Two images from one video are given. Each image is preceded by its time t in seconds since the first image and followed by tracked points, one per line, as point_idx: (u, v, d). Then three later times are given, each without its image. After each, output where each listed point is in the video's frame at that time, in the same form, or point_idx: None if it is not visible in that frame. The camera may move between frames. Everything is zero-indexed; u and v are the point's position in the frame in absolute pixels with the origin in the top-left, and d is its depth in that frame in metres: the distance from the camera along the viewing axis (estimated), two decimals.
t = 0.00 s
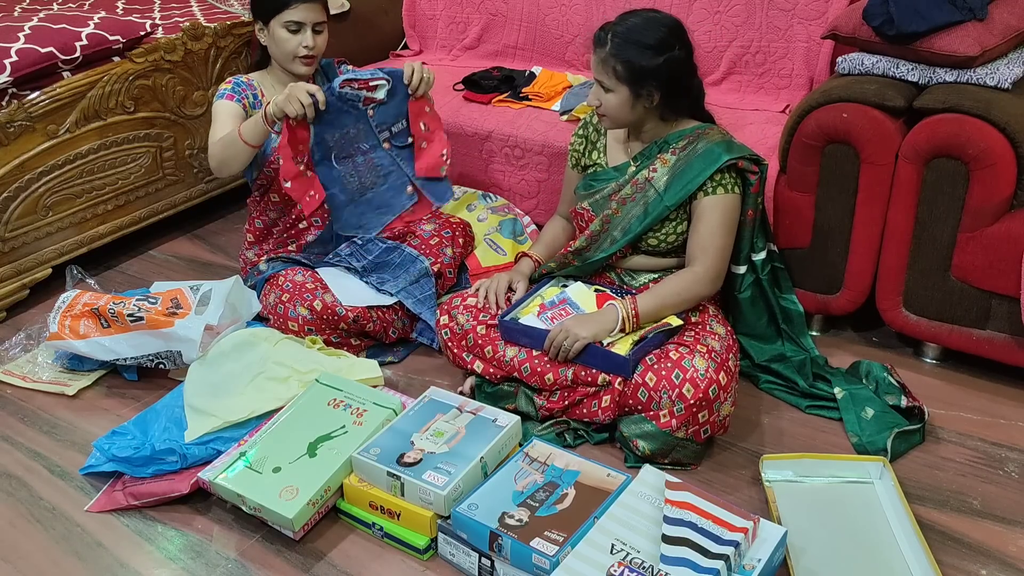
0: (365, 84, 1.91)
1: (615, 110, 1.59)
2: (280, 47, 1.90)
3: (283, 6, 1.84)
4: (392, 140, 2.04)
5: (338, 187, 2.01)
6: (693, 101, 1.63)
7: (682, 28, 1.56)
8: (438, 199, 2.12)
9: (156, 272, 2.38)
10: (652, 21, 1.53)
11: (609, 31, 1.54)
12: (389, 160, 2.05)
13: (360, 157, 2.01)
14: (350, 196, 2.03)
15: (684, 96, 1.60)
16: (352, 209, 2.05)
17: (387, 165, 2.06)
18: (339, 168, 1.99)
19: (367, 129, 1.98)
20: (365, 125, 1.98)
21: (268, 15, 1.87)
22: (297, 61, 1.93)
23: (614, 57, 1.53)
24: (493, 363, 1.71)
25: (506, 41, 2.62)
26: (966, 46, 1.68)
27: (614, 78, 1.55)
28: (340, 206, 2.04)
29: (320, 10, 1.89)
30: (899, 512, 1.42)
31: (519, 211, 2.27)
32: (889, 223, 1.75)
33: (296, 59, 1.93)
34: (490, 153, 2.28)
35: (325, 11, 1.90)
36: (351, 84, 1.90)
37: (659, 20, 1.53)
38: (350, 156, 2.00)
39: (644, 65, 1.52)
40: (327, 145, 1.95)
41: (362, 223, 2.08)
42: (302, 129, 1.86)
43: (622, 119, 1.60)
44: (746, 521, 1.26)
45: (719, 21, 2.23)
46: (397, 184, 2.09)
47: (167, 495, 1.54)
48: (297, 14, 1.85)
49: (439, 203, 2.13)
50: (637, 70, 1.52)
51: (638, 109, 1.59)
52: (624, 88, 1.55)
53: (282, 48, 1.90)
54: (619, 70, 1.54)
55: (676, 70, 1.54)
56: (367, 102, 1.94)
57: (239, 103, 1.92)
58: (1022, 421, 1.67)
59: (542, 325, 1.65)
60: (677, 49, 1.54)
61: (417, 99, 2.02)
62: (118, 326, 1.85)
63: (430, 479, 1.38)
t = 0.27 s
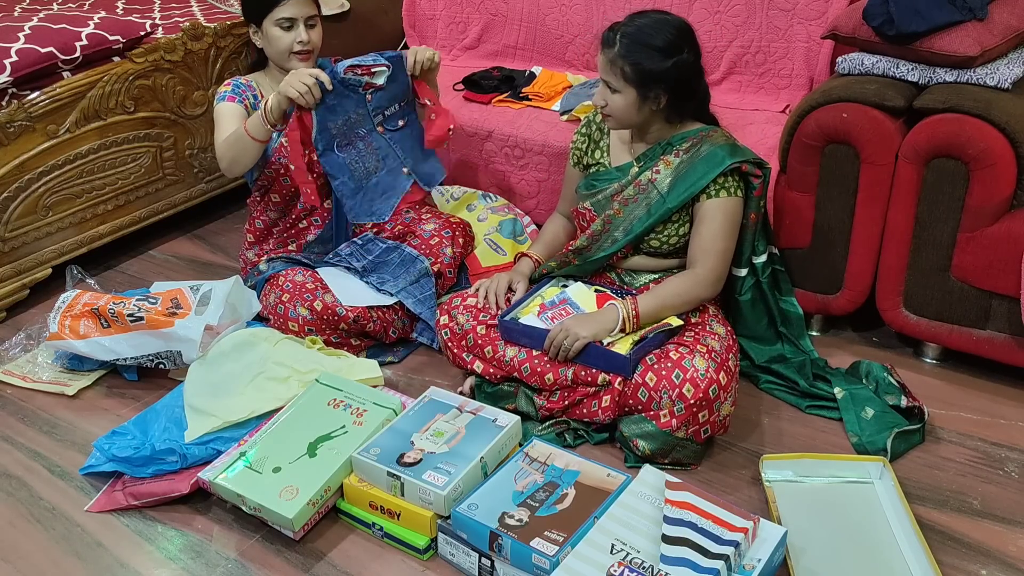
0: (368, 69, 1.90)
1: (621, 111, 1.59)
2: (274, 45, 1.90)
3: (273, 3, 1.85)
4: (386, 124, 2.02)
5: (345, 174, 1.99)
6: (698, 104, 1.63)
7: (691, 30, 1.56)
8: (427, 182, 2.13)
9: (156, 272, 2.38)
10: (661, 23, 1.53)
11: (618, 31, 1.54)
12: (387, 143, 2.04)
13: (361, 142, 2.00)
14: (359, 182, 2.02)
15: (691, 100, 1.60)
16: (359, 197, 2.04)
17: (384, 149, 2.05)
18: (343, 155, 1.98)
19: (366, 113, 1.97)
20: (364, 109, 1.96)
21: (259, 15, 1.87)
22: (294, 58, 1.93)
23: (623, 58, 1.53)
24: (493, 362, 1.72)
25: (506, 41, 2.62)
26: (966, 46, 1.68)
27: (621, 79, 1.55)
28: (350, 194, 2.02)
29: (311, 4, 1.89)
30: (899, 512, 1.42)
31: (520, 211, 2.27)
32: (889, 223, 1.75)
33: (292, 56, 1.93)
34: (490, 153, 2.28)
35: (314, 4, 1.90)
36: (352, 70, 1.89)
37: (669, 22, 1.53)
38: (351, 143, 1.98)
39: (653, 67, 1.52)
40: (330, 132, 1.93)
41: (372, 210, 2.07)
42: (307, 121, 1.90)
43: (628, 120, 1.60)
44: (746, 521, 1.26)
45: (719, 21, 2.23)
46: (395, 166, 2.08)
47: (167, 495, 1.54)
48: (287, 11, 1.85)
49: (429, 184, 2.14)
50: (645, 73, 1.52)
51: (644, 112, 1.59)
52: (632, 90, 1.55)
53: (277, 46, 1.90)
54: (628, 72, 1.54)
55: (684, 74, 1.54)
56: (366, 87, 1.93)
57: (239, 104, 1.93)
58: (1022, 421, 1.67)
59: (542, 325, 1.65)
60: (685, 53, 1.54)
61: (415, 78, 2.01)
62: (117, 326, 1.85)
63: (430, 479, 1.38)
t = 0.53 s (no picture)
0: (365, 69, 1.85)
1: (624, 112, 1.59)
2: (280, 46, 1.90)
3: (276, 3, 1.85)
4: (371, 127, 1.95)
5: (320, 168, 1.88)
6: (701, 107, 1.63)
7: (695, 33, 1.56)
8: (382, 190, 2.08)
9: (157, 272, 2.39)
10: (667, 25, 1.53)
11: (623, 32, 1.54)
12: (367, 145, 1.96)
13: (343, 140, 1.91)
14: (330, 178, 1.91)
15: (693, 103, 1.61)
16: (325, 192, 1.91)
17: (363, 150, 1.96)
18: (325, 150, 1.87)
19: (354, 113, 1.89)
20: (354, 109, 1.89)
21: (262, 17, 1.88)
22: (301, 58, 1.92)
23: (627, 60, 1.53)
24: (493, 362, 1.72)
25: (507, 42, 2.62)
26: (966, 46, 1.68)
27: (625, 81, 1.55)
28: (318, 188, 1.90)
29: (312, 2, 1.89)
30: (899, 512, 1.42)
31: (520, 211, 2.27)
32: (889, 223, 1.75)
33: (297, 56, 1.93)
34: (490, 154, 2.28)
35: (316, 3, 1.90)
36: (351, 66, 1.82)
37: (673, 24, 1.53)
38: (334, 138, 1.88)
39: (658, 70, 1.52)
40: (318, 124, 1.83)
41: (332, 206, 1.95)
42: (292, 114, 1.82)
43: (631, 122, 1.61)
44: (746, 521, 1.26)
45: (719, 21, 2.23)
46: (364, 166, 1.99)
47: (167, 495, 1.54)
48: (290, 10, 1.86)
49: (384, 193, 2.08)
50: (649, 75, 1.53)
51: (647, 113, 1.59)
52: (635, 92, 1.56)
53: (282, 46, 1.90)
54: (632, 74, 1.54)
55: (688, 77, 1.55)
56: (361, 86, 1.87)
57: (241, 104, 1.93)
58: (1022, 421, 1.67)
59: (542, 325, 1.65)
60: (690, 56, 1.54)
61: (411, 84, 2.00)
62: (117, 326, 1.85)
63: (430, 479, 1.39)
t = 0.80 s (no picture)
0: (345, 63, 1.89)
1: (626, 112, 1.59)
2: (272, 43, 1.92)
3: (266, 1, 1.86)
4: (359, 126, 1.98)
5: (305, 163, 1.92)
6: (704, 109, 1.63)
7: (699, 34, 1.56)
8: (387, 196, 2.06)
9: (157, 272, 2.39)
10: (671, 26, 1.53)
11: (627, 31, 1.54)
12: (356, 144, 1.99)
13: (328, 136, 1.94)
14: (316, 175, 1.94)
15: (695, 106, 1.61)
16: (314, 188, 1.96)
17: (352, 150, 1.99)
18: (308, 145, 1.91)
19: (338, 109, 1.93)
20: (337, 104, 1.93)
21: (256, 15, 1.89)
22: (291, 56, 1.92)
23: (631, 60, 1.53)
24: (493, 363, 1.72)
25: (507, 41, 2.62)
26: (966, 46, 1.68)
27: (628, 81, 1.55)
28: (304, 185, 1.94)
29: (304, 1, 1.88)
30: (899, 512, 1.42)
31: (519, 211, 2.27)
32: (889, 223, 1.75)
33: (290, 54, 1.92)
34: (490, 154, 2.28)
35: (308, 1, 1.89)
36: (330, 59, 1.86)
37: (678, 25, 1.53)
38: (318, 134, 1.93)
39: (661, 72, 1.52)
40: (299, 118, 1.88)
41: (322, 205, 1.98)
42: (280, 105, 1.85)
43: (632, 122, 1.61)
44: (746, 521, 1.26)
45: (718, 21, 2.23)
46: (360, 169, 2.01)
47: (167, 495, 1.54)
48: (280, 7, 1.86)
49: (386, 198, 2.06)
50: (652, 76, 1.53)
51: (648, 114, 1.59)
52: (637, 92, 1.56)
53: (274, 44, 1.91)
54: (635, 74, 1.54)
55: (690, 79, 1.55)
56: (342, 81, 1.91)
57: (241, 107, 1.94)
58: (1022, 421, 1.67)
59: (542, 325, 1.65)
60: (693, 58, 1.54)
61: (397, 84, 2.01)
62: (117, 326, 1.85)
63: (430, 479, 1.39)
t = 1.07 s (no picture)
0: (339, 62, 1.87)
1: (626, 112, 1.59)
2: (277, 43, 1.91)
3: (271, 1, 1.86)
4: (362, 117, 1.98)
5: (309, 162, 1.94)
6: (705, 109, 1.63)
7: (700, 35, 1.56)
8: (399, 176, 2.03)
9: (157, 272, 2.39)
10: (673, 26, 1.53)
11: (627, 31, 1.54)
12: (360, 136, 1.99)
13: (331, 132, 1.95)
14: (323, 171, 1.96)
15: (696, 108, 1.61)
16: (322, 184, 1.96)
17: (356, 140, 1.99)
18: (311, 142, 1.93)
19: (337, 105, 1.93)
20: (336, 101, 1.93)
21: (261, 15, 1.89)
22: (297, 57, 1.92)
23: (631, 59, 1.53)
24: (493, 363, 1.72)
25: (507, 41, 2.62)
26: (966, 46, 1.68)
27: (628, 80, 1.55)
28: (312, 180, 1.95)
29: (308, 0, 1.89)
30: (899, 512, 1.42)
31: (519, 211, 2.27)
32: (889, 223, 1.75)
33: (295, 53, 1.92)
34: (490, 154, 2.28)
35: None
36: (323, 61, 1.85)
37: (679, 25, 1.53)
38: (319, 131, 1.93)
39: (661, 72, 1.52)
40: (299, 120, 1.89)
41: (333, 198, 1.98)
42: (278, 108, 1.84)
43: (634, 123, 1.61)
44: (746, 521, 1.26)
45: (718, 21, 2.23)
46: (366, 157, 2.01)
47: (167, 495, 1.54)
48: (286, 7, 1.86)
49: (401, 179, 2.03)
50: (652, 76, 1.53)
51: (648, 114, 1.59)
52: (637, 92, 1.56)
53: (279, 44, 1.91)
54: (635, 74, 1.54)
55: (691, 79, 1.55)
56: (338, 78, 1.90)
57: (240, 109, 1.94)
58: (1021, 421, 1.67)
59: (542, 325, 1.65)
60: (694, 59, 1.54)
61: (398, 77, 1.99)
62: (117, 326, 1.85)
63: (430, 479, 1.39)
